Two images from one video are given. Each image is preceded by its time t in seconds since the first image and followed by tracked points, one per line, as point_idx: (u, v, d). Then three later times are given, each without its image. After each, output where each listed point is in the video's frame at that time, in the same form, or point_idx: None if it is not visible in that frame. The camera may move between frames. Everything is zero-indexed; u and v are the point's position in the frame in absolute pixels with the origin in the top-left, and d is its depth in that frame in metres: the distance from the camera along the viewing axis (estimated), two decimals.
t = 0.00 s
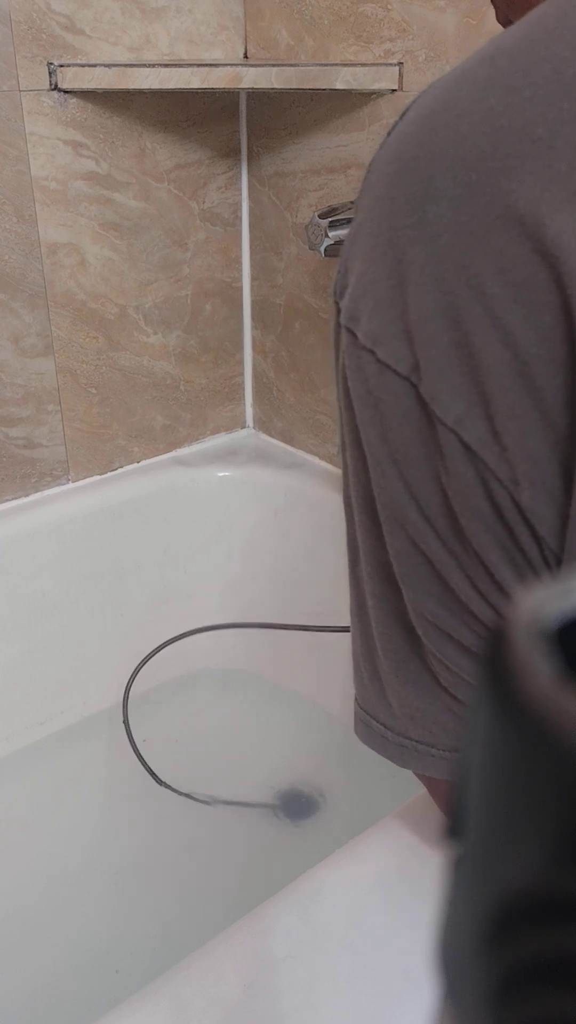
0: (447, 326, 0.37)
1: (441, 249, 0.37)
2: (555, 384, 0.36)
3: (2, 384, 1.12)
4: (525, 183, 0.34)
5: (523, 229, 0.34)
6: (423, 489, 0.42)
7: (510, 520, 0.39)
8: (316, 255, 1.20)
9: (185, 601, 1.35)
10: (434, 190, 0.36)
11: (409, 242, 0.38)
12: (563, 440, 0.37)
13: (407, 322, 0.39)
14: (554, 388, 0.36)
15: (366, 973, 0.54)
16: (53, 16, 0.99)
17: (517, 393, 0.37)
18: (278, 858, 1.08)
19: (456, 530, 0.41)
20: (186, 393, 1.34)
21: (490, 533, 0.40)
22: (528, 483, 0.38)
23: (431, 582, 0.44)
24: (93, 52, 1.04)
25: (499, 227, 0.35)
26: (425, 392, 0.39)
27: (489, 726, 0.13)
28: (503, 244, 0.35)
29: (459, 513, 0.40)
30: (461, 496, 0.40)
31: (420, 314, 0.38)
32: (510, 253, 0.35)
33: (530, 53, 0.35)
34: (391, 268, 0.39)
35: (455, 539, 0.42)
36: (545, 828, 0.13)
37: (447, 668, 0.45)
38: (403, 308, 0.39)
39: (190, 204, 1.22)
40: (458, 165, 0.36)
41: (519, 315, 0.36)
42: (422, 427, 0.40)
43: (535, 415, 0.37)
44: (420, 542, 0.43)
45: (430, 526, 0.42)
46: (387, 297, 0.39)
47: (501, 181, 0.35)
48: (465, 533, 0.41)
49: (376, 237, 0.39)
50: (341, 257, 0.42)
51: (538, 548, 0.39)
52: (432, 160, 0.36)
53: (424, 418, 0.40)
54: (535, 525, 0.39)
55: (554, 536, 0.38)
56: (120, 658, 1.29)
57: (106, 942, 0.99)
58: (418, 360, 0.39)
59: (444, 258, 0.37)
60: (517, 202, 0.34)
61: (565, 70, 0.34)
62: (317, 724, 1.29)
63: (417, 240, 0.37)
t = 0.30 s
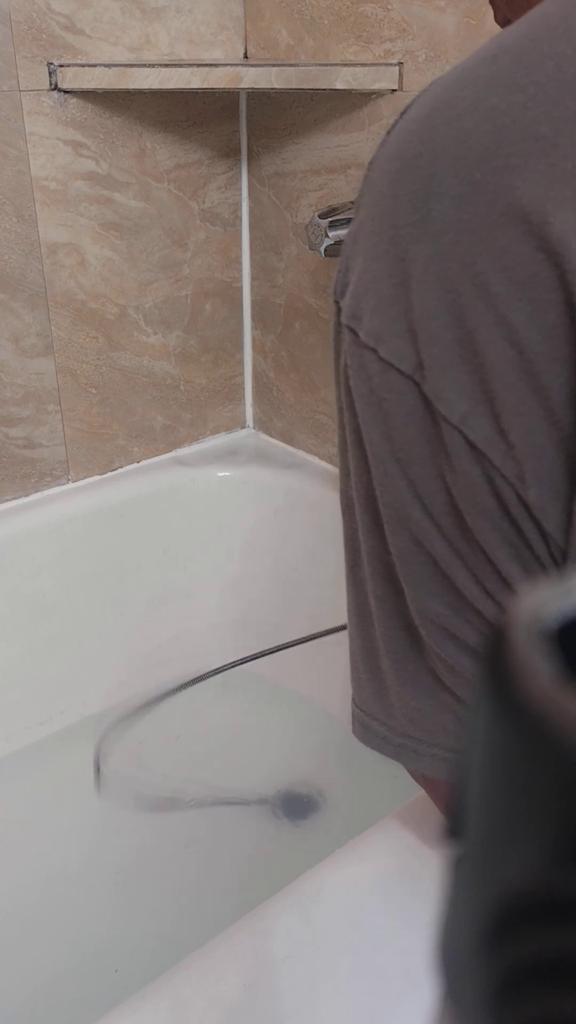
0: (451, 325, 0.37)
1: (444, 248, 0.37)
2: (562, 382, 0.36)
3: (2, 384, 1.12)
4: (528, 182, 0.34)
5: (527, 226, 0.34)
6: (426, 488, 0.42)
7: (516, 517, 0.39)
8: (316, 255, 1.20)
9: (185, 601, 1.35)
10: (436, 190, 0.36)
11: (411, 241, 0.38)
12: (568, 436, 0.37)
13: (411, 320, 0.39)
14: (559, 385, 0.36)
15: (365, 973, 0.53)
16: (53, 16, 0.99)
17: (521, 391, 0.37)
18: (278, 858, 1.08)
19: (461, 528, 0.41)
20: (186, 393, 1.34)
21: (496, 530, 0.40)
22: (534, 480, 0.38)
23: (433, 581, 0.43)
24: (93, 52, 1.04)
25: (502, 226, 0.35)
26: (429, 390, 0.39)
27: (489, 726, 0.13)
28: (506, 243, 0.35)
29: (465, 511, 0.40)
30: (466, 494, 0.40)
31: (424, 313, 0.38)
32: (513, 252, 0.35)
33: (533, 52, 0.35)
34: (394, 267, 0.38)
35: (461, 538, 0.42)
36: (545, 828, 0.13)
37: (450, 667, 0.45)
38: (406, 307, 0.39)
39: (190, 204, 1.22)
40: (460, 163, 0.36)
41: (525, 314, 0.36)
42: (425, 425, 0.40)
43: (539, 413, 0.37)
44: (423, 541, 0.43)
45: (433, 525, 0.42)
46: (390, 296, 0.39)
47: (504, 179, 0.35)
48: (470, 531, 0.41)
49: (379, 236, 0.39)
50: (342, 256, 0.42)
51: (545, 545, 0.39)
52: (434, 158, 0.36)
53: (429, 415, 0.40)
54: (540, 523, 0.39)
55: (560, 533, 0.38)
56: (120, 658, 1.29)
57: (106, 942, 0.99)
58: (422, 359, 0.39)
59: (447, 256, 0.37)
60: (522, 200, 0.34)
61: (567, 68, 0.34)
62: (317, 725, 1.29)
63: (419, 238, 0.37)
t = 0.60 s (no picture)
0: (451, 325, 0.37)
1: (443, 249, 0.37)
2: (555, 382, 0.37)
3: (2, 384, 1.12)
4: (526, 181, 0.34)
5: (525, 226, 0.35)
6: (425, 489, 0.42)
7: (509, 520, 0.39)
8: (316, 255, 1.20)
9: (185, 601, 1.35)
10: (435, 189, 0.36)
11: (411, 241, 0.37)
12: (566, 438, 0.37)
13: (409, 321, 0.38)
14: (554, 385, 0.37)
15: (365, 972, 0.54)
16: (53, 16, 0.99)
17: (520, 392, 0.37)
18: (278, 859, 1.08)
19: (457, 529, 0.42)
20: (186, 393, 1.34)
21: (490, 531, 0.40)
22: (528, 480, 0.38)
23: (432, 581, 0.43)
24: (93, 52, 1.04)
25: (500, 225, 0.35)
26: (426, 389, 0.39)
27: (489, 726, 0.13)
28: (505, 242, 0.35)
29: (460, 512, 0.40)
30: (461, 495, 0.40)
31: (422, 313, 0.38)
32: (513, 250, 0.35)
33: (532, 52, 0.35)
34: (393, 267, 0.38)
35: (456, 539, 0.42)
36: (545, 828, 0.13)
37: (448, 667, 0.45)
38: (405, 308, 0.38)
39: (190, 204, 1.22)
40: (458, 162, 0.35)
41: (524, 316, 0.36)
42: (423, 425, 0.40)
43: (537, 413, 0.37)
44: (420, 542, 0.43)
45: (431, 526, 0.42)
46: (390, 296, 0.39)
47: (502, 179, 0.35)
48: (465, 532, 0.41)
49: (377, 236, 0.38)
50: (341, 256, 0.42)
51: (538, 548, 0.39)
52: (433, 159, 0.36)
53: (425, 414, 0.40)
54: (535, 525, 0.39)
55: (554, 537, 0.39)
56: (120, 657, 1.29)
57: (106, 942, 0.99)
58: (420, 359, 0.39)
59: (446, 257, 0.37)
60: (519, 199, 0.34)
61: (565, 68, 0.34)
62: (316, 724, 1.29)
63: (419, 239, 0.37)
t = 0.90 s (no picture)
0: (456, 325, 0.37)
1: (447, 248, 0.37)
2: (562, 378, 0.36)
3: (2, 384, 1.12)
4: (530, 180, 0.34)
5: (530, 224, 0.34)
6: (429, 487, 0.42)
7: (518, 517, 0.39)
8: (316, 255, 1.20)
9: (185, 601, 1.35)
10: (440, 188, 0.36)
11: (416, 240, 0.38)
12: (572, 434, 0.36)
13: (415, 319, 0.39)
14: (561, 382, 0.36)
15: (365, 972, 0.53)
16: (53, 16, 0.99)
17: (526, 389, 0.36)
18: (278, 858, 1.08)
19: (464, 527, 0.41)
20: (186, 393, 1.34)
21: (498, 528, 0.40)
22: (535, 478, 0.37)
23: (434, 580, 0.43)
24: (93, 52, 1.04)
25: (505, 224, 0.35)
26: (432, 387, 0.39)
27: (489, 725, 0.13)
28: (510, 241, 0.35)
29: (466, 510, 0.40)
30: (466, 492, 0.40)
31: (427, 311, 0.38)
32: (518, 249, 0.35)
33: (537, 53, 0.35)
34: (398, 265, 0.39)
35: (462, 537, 0.42)
36: (545, 829, 0.13)
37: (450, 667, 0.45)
38: (410, 305, 0.39)
39: (190, 204, 1.22)
40: (463, 161, 0.35)
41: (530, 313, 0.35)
42: (428, 422, 0.40)
43: (543, 410, 0.36)
44: (423, 540, 0.43)
45: (434, 525, 0.42)
46: (394, 294, 0.39)
47: (506, 178, 0.35)
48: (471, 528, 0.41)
49: (383, 235, 0.39)
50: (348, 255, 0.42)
51: (546, 546, 0.38)
52: (437, 157, 0.36)
53: (431, 412, 0.40)
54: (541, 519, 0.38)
55: (560, 530, 0.38)
56: (120, 657, 1.29)
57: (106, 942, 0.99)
58: (426, 358, 0.39)
59: (450, 255, 0.37)
60: (525, 197, 0.34)
61: (571, 66, 0.34)
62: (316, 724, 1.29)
63: (424, 236, 0.37)
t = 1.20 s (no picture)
0: (467, 328, 0.37)
1: (459, 253, 0.37)
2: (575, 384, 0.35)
3: (2, 384, 1.12)
4: (544, 185, 0.34)
5: (546, 229, 0.34)
6: (437, 494, 0.42)
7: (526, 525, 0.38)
8: (316, 255, 1.20)
9: (185, 601, 1.35)
10: (453, 191, 0.36)
11: (428, 243, 0.38)
12: None
13: (426, 324, 0.39)
14: None
15: (365, 972, 0.54)
16: (53, 16, 0.99)
17: (540, 397, 0.36)
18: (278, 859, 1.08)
19: (472, 535, 0.41)
20: (186, 393, 1.34)
21: (506, 535, 0.40)
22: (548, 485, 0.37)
23: (441, 587, 0.43)
24: (93, 52, 1.04)
25: (518, 226, 0.35)
26: (443, 393, 0.39)
27: (489, 726, 0.13)
28: (522, 242, 0.35)
29: (475, 515, 0.40)
30: (476, 498, 0.40)
31: (436, 314, 0.38)
32: (531, 252, 0.35)
33: (551, 54, 0.35)
34: (409, 269, 0.38)
35: (470, 544, 0.42)
36: (545, 828, 0.13)
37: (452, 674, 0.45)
38: (421, 311, 0.39)
39: (190, 204, 1.22)
40: (479, 165, 0.36)
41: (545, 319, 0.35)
42: (439, 429, 0.40)
43: (554, 413, 0.36)
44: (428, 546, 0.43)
45: (441, 530, 0.42)
46: (406, 299, 0.39)
47: (520, 181, 0.35)
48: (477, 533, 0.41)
49: (393, 237, 0.39)
50: (355, 259, 0.42)
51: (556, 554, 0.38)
52: (452, 160, 0.36)
53: (442, 419, 0.40)
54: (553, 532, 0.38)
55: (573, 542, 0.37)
56: (120, 657, 1.29)
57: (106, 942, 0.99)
58: (437, 362, 0.39)
59: (462, 260, 0.37)
60: (541, 201, 0.34)
61: None
62: (316, 724, 1.29)
63: (437, 240, 0.37)
